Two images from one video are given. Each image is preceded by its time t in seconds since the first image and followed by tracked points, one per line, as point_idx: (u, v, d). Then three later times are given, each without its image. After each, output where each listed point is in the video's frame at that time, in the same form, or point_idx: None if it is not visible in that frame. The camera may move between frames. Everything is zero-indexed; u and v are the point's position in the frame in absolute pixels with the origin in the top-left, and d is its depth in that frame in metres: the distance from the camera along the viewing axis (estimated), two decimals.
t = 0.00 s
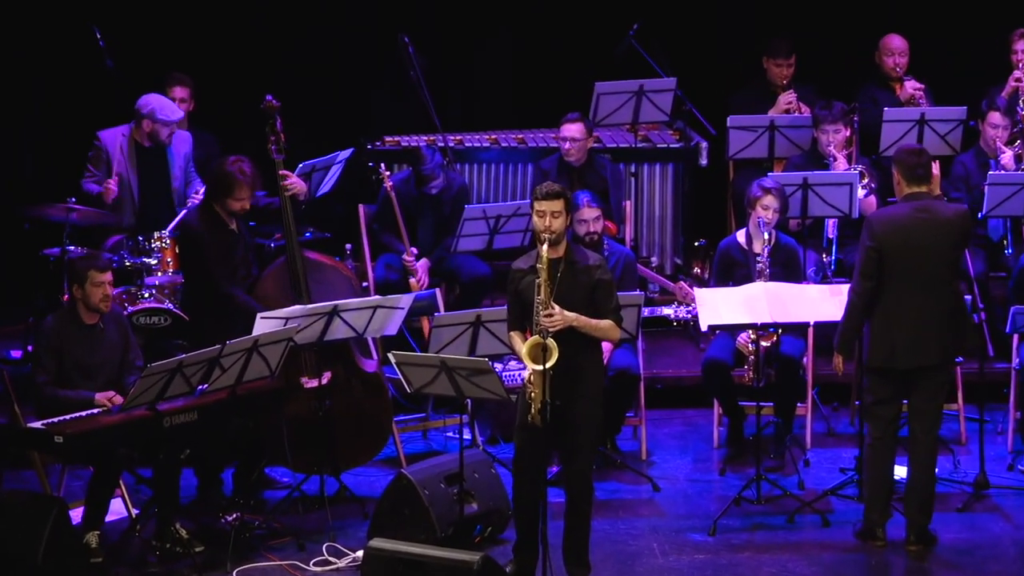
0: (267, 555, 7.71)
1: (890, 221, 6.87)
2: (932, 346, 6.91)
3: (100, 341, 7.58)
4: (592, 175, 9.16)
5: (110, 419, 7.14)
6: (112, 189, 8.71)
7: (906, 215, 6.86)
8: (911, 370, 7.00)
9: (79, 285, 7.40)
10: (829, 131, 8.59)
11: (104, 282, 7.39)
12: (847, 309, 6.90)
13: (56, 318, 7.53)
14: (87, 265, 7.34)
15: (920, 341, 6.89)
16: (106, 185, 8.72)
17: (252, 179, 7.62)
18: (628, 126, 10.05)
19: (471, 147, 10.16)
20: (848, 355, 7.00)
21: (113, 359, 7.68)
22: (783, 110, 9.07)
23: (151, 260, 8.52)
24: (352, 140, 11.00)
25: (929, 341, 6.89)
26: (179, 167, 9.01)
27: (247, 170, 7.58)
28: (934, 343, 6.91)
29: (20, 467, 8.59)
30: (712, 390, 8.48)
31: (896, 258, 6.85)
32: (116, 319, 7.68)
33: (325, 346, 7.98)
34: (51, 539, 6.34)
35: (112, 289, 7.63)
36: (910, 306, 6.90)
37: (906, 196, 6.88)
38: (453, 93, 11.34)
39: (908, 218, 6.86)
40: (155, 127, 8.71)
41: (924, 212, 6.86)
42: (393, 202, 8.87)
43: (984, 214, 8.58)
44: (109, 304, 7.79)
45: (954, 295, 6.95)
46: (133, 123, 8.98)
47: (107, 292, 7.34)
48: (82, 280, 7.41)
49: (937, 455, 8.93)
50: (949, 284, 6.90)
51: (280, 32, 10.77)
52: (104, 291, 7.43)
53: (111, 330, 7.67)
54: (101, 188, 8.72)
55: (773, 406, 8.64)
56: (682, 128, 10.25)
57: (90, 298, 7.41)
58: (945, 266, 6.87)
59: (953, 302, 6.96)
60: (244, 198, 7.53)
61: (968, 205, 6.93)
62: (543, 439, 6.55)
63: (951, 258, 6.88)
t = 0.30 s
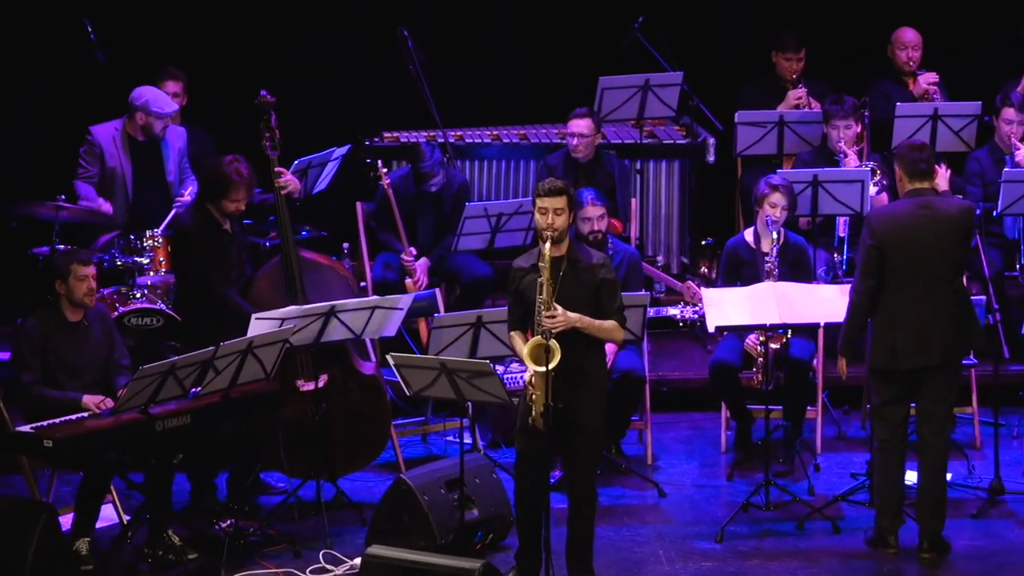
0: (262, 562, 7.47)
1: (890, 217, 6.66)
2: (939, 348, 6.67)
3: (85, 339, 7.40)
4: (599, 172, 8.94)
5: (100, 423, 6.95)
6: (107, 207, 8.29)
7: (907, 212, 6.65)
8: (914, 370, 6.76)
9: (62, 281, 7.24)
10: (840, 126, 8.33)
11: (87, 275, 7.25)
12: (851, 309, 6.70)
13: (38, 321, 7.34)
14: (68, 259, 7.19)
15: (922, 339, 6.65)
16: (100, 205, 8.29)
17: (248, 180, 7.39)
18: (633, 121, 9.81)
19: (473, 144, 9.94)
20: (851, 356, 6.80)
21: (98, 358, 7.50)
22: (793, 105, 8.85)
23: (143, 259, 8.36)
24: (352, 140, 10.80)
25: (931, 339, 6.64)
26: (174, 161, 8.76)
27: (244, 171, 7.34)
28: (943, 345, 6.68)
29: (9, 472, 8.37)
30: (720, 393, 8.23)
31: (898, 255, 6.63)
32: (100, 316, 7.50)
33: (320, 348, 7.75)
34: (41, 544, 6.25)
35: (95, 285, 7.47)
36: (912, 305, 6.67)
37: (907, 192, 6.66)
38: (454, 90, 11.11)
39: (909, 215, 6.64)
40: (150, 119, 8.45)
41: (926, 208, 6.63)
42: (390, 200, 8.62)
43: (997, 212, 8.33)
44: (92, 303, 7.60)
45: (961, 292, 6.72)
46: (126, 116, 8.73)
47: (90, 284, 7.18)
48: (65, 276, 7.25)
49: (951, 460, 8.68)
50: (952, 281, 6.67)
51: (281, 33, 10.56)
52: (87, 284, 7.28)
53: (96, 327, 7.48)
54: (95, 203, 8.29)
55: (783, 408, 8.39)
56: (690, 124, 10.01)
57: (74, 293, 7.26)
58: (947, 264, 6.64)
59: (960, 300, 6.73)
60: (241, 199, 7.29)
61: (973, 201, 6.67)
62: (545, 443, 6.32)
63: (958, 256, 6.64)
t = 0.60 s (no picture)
0: (254, 571, 7.21)
1: (886, 213, 6.44)
2: (943, 347, 6.42)
3: (67, 337, 7.14)
4: (603, 169, 8.71)
5: (88, 427, 6.72)
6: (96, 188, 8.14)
7: (903, 208, 6.42)
8: (917, 369, 6.50)
9: (40, 276, 7.05)
10: (851, 122, 8.08)
11: (64, 268, 7.05)
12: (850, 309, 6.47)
13: (21, 320, 7.09)
14: (44, 252, 7.00)
15: (921, 338, 6.41)
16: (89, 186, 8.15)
17: (237, 176, 7.15)
18: (639, 117, 9.57)
19: (473, 140, 9.68)
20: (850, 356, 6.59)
21: (83, 358, 7.24)
22: (804, 100, 8.68)
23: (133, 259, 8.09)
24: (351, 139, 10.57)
25: (929, 336, 6.40)
26: (166, 157, 8.46)
27: (230, 167, 7.11)
28: (948, 345, 6.42)
29: None
30: (727, 396, 7.99)
31: (897, 252, 6.39)
32: (83, 313, 7.24)
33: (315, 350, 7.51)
34: (28, 552, 6.02)
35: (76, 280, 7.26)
36: (910, 304, 6.43)
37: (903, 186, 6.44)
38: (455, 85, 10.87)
39: (904, 211, 6.41)
40: (141, 112, 8.18)
41: (923, 203, 6.40)
42: (386, 198, 8.31)
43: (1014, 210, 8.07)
44: (76, 301, 7.36)
45: (962, 287, 6.46)
46: (117, 111, 8.46)
47: (65, 277, 6.96)
48: (42, 271, 7.07)
49: (966, 467, 8.42)
50: (954, 278, 6.42)
51: (279, 31, 10.35)
52: (65, 278, 7.07)
53: (78, 325, 7.23)
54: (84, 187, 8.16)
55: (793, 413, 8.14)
56: (697, 119, 9.77)
57: (52, 288, 7.06)
58: (947, 261, 6.39)
59: (964, 298, 6.47)
60: (229, 197, 7.09)
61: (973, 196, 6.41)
62: (547, 448, 6.07)
63: (959, 252, 6.40)
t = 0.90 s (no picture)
0: None
1: (884, 210, 6.21)
2: (943, 348, 6.17)
3: (57, 340, 6.96)
4: (605, 165, 8.51)
5: (76, 431, 6.53)
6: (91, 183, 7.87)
7: (901, 205, 6.19)
8: (917, 370, 6.25)
9: (29, 278, 6.82)
10: (862, 117, 7.88)
11: (56, 273, 6.83)
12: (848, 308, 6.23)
13: (8, 321, 6.90)
14: (35, 255, 6.80)
15: (919, 338, 6.16)
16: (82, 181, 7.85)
17: (227, 172, 7.01)
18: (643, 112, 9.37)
19: (473, 136, 9.47)
20: (850, 358, 6.33)
21: (73, 361, 7.05)
22: (813, 95, 8.46)
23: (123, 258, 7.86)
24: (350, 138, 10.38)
25: (928, 336, 6.15)
26: (159, 153, 8.24)
27: (220, 163, 6.96)
28: (947, 346, 6.17)
29: None
30: (735, 400, 7.77)
31: (895, 250, 6.16)
32: (73, 316, 7.04)
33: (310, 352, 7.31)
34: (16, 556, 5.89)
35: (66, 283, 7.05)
36: (910, 303, 6.18)
37: (902, 183, 6.22)
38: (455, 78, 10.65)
39: (902, 208, 6.19)
40: (134, 107, 7.97)
41: (920, 200, 6.18)
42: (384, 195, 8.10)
43: None
44: (66, 302, 7.16)
45: (965, 287, 6.21)
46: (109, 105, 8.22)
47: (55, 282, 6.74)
48: (32, 273, 6.83)
49: (979, 471, 8.20)
50: (954, 276, 6.18)
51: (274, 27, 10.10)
52: (56, 283, 6.85)
53: (69, 327, 7.04)
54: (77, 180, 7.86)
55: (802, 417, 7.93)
56: (703, 115, 9.56)
57: (42, 292, 6.84)
58: (947, 258, 6.15)
59: (966, 298, 6.23)
60: (220, 191, 6.93)
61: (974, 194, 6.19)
62: (548, 452, 5.87)
63: (959, 250, 6.17)
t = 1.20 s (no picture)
0: None
1: (885, 208, 5.94)
2: (946, 351, 5.87)
3: (49, 343, 6.72)
4: (608, 162, 8.28)
5: (64, 436, 6.30)
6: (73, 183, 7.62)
7: (901, 203, 5.92)
8: (922, 374, 5.96)
9: (23, 280, 6.60)
10: (874, 112, 7.63)
11: (50, 272, 6.62)
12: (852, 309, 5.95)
13: None
14: (28, 255, 6.58)
15: (921, 340, 5.88)
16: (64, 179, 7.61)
17: (216, 169, 6.80)
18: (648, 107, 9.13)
19: (472, 131, 9.25)
20: (855, 361, 6.05)
21: (65, 365, 6.81)
22: (823, 89, 8.29)
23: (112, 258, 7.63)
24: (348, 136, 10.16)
25: (929, 339, 5.87)
26: (151, 147, 8.03)
27: (209, 160, 6.75)
28: (951, 348, 5.88)
29: None
30: (742, 404, 7.52)
31: (896, 251, 5.89)
32: (66, 318, 6.81)
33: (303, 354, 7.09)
34: None
35: (60, 284, 6.83)
36: (912, 304, 5.90)
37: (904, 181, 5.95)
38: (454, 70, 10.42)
39: (903, 206, 5.91)
40: (126, 99, 7.71)
41: (924, 199, 5.90)
42: (381, 192, 7.86)
43: None
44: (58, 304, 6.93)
45: (971, 288, 5.91)
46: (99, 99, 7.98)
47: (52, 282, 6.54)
48: (26, 274, 6.62)
49: (994, 478, 7.95)
50: (960, 277, 5.89)
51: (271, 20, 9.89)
52: (51, 282, 6.64)
53: (61, 331, 6.80)
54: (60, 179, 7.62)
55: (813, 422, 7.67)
56: (709, 109, 9.30)
57: (37, 293, 6.62)
58: (952, 258, 5.86)
59: (973, 300, 5.94)
60: (209, 190, 6.72)
61: (979, 192, 5.91)
62: (550, 458, 5.63)
63: (966, 250, 5.89)
